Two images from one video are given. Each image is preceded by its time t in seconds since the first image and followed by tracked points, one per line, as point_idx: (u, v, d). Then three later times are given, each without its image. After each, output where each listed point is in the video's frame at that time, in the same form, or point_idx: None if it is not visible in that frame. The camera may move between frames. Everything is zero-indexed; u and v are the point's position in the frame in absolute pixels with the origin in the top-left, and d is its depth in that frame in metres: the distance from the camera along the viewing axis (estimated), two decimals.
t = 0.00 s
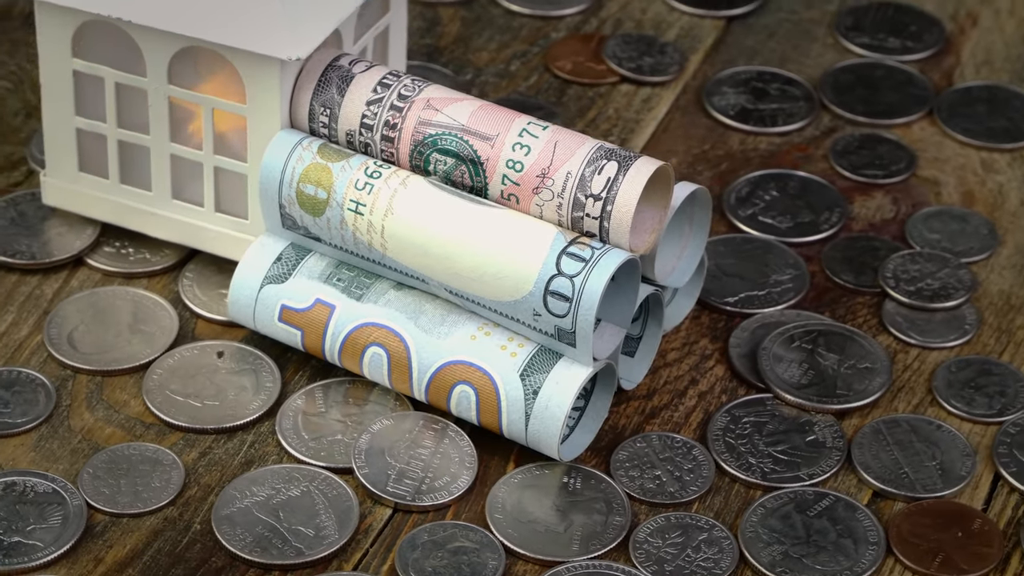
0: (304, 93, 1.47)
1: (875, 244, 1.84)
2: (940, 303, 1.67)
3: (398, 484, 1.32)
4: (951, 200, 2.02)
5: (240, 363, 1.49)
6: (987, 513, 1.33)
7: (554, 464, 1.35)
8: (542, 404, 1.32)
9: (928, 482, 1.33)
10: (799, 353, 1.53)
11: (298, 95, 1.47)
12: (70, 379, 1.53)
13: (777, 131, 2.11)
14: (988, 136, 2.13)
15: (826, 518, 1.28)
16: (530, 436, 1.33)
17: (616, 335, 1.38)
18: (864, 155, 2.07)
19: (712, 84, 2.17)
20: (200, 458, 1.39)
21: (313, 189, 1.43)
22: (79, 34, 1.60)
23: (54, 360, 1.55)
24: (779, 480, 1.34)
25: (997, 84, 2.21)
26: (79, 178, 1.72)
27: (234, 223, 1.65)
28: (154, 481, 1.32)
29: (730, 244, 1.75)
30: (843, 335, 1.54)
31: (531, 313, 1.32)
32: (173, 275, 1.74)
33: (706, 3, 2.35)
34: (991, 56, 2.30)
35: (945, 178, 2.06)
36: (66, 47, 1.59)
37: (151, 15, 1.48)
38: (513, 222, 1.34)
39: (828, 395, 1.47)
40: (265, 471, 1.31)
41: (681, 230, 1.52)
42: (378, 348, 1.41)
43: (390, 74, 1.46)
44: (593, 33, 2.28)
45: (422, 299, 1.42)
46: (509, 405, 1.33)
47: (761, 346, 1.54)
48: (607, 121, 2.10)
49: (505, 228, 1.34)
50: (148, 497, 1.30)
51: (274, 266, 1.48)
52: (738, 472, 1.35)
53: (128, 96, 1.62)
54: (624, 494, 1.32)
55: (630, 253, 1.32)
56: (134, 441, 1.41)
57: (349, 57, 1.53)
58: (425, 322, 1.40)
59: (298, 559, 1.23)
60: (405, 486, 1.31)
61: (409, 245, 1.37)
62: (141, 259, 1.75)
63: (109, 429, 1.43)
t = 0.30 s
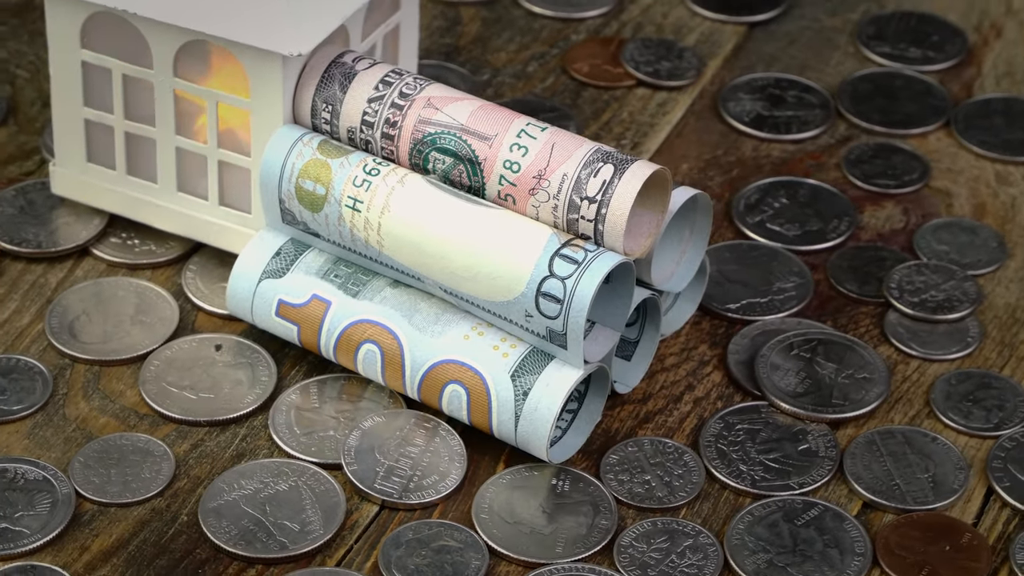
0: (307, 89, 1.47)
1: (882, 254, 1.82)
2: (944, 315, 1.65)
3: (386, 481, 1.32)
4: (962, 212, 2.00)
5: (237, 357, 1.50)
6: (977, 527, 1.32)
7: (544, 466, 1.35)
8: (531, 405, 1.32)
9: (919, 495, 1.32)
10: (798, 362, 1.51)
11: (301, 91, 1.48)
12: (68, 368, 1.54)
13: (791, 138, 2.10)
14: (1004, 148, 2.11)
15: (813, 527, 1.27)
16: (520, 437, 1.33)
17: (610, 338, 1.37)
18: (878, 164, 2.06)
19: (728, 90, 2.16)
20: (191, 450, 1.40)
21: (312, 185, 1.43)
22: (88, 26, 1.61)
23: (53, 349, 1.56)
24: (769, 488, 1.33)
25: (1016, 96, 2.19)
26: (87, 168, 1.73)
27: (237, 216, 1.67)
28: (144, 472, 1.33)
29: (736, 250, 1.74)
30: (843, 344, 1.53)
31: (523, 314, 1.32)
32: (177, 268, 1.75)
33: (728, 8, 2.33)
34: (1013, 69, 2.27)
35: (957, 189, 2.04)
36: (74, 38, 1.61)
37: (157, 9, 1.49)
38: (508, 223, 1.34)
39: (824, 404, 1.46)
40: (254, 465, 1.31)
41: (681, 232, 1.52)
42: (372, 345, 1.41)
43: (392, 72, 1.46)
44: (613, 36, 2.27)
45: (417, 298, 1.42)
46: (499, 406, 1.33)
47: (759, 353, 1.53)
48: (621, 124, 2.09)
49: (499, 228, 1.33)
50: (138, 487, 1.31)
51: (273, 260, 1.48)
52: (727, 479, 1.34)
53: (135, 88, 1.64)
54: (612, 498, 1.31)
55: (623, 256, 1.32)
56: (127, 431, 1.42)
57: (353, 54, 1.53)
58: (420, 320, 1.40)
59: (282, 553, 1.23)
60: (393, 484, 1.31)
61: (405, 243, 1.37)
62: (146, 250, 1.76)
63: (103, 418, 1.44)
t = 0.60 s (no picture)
0: (309, 86, 1.48)
1: (888, 263, 1.81)
2: (947, 326, 1.64)
3: (376, 479, 1.32)
4: (972, 222, 1.98)
5: (234, 352, 1.51)
6: (968, 539, 1.31)
7: (535, 467, 1.35)
8: (523, 406, 1.32)
9: (911, 505, 1.32)
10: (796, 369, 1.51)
11: (303, 87, 1.48)
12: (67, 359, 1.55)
13: (803, 145, 2.09)
14: (1018, 160, 2.09)
15: (802, 535, 1.27)
16: (510, 438, 1.33)
17: (604, 341, 1.37)
18: (888, 173, 2.04)
19: (742, 95, 2.15)
20: (184, 443, 1.41)
21: (312, 181, 1.43)
22: (96, 19, 1.63)
23: (53, 340, 1.57)
24: (760, 495, 1.33)
25: None
26: (94, 161, 1.75)
27: (241, 212, 1.68)
28: (136, 464, 1.33)
29: (740, 256, 1.73)
30: (842, 352, 1.52)
31: (517, 315, 1.32)
32: (181, 262, 1.77)
33: (748, 13, 2.31)
34: None
35: (968, 200, 2.02)
36: (83, 30, 1.63)
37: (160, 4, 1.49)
38: (503, 224, 1.34)
39: (819, 413, 1.45)
40: (246, 459, 1.31)
41: (681, 237, 1.52)
42: (367, 343, 1.41)
43: (394, 70, 1.46)
44: (630, 39, 2.26)
45: (413, 296, 1.42)
46: (490, 406, 1.33)
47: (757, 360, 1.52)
48: (632, 128, 2.09)
49: (494, 228, 1.34)
50: (129, 479, 1.31)
51: (272, 256, 1.49)
52: (718, 485, 1.34)
53: (142, 82, 1.65)
54: (601, 501, 1.31)
55: (618, 259, 1.31)
56: (121, 423, 1.43)
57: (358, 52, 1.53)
58: (415, 319, 1.40)
59: (268, 547, 1.24)
60: (382, 482, 1.32)
61: (402, 242, 1.37)
62: (151, 243, 1.77)
63: (99, 410, 1.46)
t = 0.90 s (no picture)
0: (313, 82, 1.48)
1: (894, 274, 1.79)
2: (949, 339, 1.62)
3: (363, 476, 1.32)
4: (983, 236, 1.96)
5: (231, 345, 1.51)
6: (955, 554, 1.31)
7: (523, 469, 1.34)
8: (511, 407, 1.32)
9: (899, 518, 1.31)
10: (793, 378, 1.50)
11: (307, 83, 1.49)
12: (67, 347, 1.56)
13: (817, 153, 2.07)
14: None
15: (787, 545, 1.26)
16: (499, 438, 1.33)
17: (597, 344, 1.37)
18: (901, 183, 2.02)
19: (758, 102, 2.14)
20: (176, 434, 1.42)
21: (311, 177, 1.44)
22: (107, 10, 1.64)
23: (54, 328, 1.59)
24: (747, 503, 1.32)
25: None
26: (104, 152, 1.77)
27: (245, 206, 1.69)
28: (127, 454, 1.34)
29: (745, 263, 1.73)
30: (839, 362, 1.51)
31: (508, 316, 1.32)
32: (186, 254, 1.78)
33: (770, 19, 2.31)
34: None
35: (980, 213, 2.00)
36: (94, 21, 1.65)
37: None
38: (498, 224, 1.34)
39: (813, 422, 1.44)
40: (235, 452, 1.32)
41: (682, 243, 1.51)
42: (361, 339, 1.42)
43: (397, 68, 1.47)
44: (650, 43, 2.25)
45: (409, 295, 1.42)
46: (479, 406, 1.33)
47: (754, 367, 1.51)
48: (646, 132, 2.08)
49: (487, 228, 1.34)
50: (119, 468, 1.32)
51: (272, 250, 1.49)
52: (706, 492, 1.33)
53: (151, 74, 1.67)
54: (587, 505, 1.31)
55: (610, 262, 1.31)
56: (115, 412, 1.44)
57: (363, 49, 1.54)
58: (409, 317, 1.40)
59: (251, 540, 1.24)
60: (369, 478, 1.32)
61: (397, 239, 1.38)
62: (158, 235, 1.78)
63: (94, 398, 1.47)
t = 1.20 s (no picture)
0: (316, 79, 1.49)
1: (898, 282, 1.78)
2: (949, 349, 1.61)
3: (354, 473, 1.32)
4: (991, 246, 1.95)
5: (230, 339, 1.52)
6: (945, 565, 1.30)
7: (515, 470, 1.34)
8: (503, 408, 1.32)
9: (890, 527, 1.30)
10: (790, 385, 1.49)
11: (310, 80, 1.49)
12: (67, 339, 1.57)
13: (828, 160, 2.06)
14: None
15: (775, 552, 1.26)
16: (490, 438, 1.33)
17: (591, 346, 1.37)
18: (911, 192, 2.01)
19: (771, 108, 2.13)
20: (171, 427, 1.43)
21: (311, 174, 1.44)
22: (116, 4, 1.65)
23: (55, 320, 1.60)
24: (738, 509, 1.32)
25: None
26: (112, 144, 1.78)
27: (249, 201, 1.69)
28: (120, 445, 1.34)
29: (748, 268, 1.72)
30: (838, 369, 1.50)
31: (502, 316, 1.32)
32: (191, 248, 1.79)
33: (788, 25, 2.29)
34: None
35: (989, 223, 1.98)
36: (102, 14, 1.66)
37: None
38: (494, 225, 1.34)
39: (808, 430, 1.43)
40: (227, 446, 1.32)
41: (681, 248, 1.51)
42: (356, 336, 1.42)
43: (399, 67, 1.47)
44: (666, 47, 2.24)
45: (406, 293, 1.43)
46: (471, 405, 1.33)
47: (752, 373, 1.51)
48: (656, 136, 2.08)
49: (483, 228, 1.34)
50: (112, 460, 1.33)
51: (272, 246, 1.50)
52: (697, 497, 1.33)
53: (158, 68, 1.68)
54: (577, 507, 1.31)
55: (605, 265, 1.31)
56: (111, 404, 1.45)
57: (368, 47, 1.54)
58: (405, 315, 1.40)
59: (239, 535, 1.25)
60: (360, 476, 1.32)
61: (394, 237, 1.38)
62: (163, 229, 1.79)
63: (91, 390, 1.48)
